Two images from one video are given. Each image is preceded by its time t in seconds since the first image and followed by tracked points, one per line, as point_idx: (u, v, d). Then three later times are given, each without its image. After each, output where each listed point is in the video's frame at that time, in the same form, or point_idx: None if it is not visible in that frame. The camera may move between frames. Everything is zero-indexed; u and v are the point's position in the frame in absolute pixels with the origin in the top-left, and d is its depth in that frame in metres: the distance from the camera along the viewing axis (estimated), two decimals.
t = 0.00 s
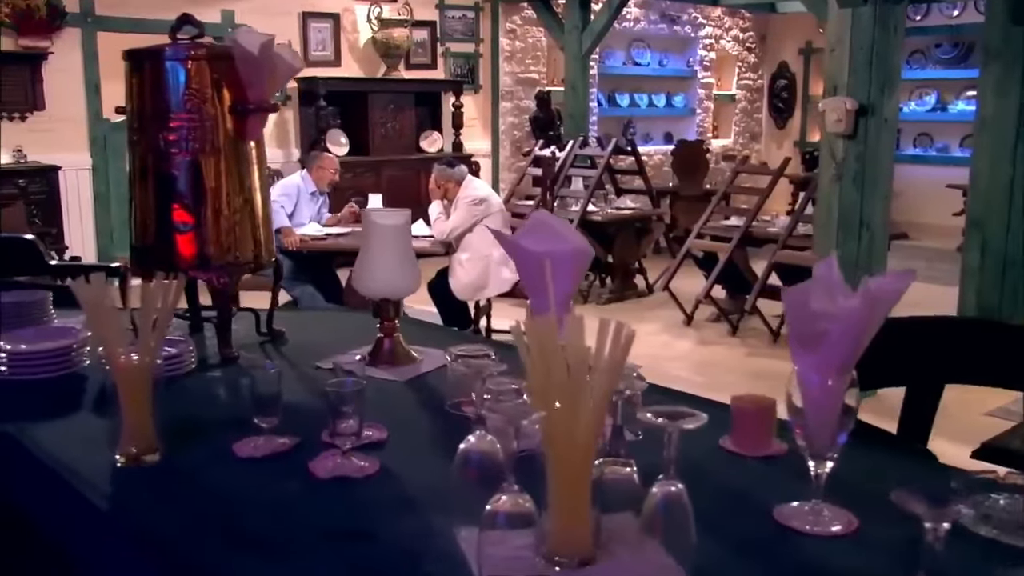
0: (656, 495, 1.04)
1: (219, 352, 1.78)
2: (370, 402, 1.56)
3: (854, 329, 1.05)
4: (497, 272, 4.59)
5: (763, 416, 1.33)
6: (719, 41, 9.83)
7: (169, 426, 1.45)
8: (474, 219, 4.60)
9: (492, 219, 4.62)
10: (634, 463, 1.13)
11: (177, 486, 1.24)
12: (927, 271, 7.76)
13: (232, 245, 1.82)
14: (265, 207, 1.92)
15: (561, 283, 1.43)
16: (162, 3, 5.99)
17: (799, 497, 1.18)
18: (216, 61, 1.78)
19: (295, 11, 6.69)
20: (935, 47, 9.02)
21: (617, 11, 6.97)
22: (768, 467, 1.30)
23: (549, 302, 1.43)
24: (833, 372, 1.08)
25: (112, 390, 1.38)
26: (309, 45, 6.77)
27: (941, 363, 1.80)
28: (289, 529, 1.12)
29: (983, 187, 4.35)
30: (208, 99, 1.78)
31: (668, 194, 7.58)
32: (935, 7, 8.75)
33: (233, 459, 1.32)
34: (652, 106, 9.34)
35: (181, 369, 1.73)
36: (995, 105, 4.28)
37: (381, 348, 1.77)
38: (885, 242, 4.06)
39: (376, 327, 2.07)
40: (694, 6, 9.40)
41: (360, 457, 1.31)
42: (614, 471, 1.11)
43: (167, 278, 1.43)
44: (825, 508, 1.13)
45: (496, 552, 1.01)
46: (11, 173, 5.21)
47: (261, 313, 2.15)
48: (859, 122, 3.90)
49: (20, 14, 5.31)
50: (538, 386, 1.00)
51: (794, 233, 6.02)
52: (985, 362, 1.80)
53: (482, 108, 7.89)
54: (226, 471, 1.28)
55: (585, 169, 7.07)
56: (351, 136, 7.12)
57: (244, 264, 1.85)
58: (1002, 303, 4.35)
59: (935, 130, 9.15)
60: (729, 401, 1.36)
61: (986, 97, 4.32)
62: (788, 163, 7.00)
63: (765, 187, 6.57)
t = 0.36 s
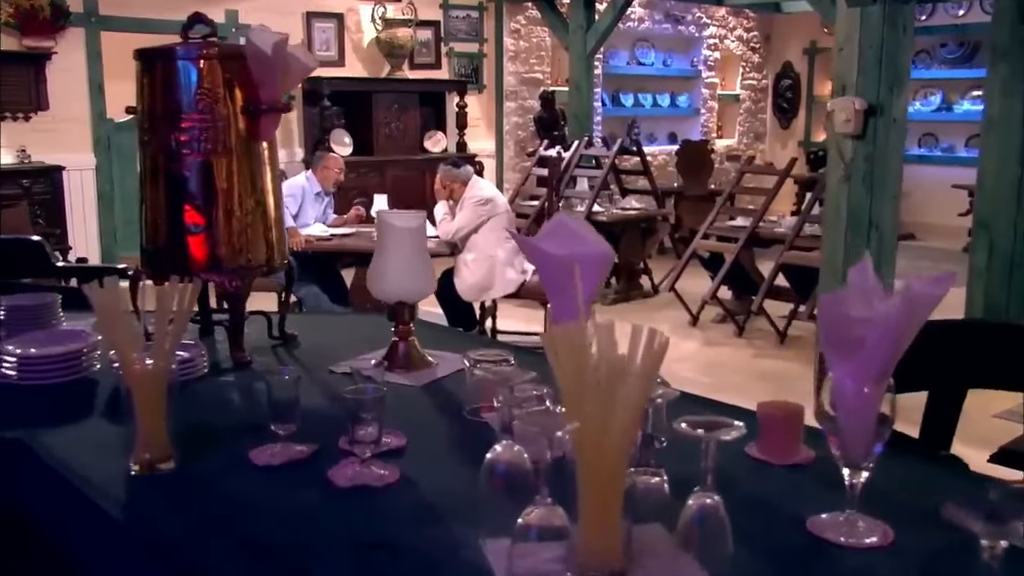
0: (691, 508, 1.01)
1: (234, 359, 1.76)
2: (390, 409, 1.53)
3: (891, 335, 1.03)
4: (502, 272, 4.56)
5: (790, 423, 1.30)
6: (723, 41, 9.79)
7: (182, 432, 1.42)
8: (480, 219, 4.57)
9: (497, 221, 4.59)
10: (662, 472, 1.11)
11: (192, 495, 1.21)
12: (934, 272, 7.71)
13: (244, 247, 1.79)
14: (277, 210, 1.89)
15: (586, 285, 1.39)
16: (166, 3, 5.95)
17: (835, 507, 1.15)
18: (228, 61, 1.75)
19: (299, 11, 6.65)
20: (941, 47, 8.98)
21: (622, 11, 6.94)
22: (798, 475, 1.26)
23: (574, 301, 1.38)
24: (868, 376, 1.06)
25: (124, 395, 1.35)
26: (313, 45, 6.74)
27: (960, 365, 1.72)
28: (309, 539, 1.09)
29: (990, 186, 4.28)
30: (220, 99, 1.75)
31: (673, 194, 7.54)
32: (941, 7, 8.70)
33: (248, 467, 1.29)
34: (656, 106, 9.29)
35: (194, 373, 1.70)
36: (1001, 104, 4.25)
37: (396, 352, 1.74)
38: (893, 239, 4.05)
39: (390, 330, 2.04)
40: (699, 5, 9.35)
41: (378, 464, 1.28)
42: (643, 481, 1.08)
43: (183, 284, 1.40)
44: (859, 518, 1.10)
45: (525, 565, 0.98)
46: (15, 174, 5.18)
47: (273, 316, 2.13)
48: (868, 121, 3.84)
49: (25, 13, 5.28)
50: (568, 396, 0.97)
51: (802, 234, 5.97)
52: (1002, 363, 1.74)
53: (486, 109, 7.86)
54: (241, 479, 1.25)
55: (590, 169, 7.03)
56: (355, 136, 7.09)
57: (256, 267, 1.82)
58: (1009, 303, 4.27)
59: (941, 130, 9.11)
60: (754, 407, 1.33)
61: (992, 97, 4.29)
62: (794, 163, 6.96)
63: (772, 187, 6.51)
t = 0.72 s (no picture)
0: (729, 520, 0.98)
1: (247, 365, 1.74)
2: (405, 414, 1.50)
3: (932, 344, 1.00)
4: (508, 272, 4.51)
5: (819, 430, 1.27)
6: (726, 40, 9.75)
7: (196, 439, 1.40)
8: (486, 219, 4.55)
9: (502, 221, 4.56)
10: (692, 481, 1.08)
11: (211, 504, 1.19)
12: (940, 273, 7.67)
13: (256, 250, 1.77)
14: (290, 212, 1.86)
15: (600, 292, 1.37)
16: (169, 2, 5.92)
17: (872, 519, 1.13)
18: (240, 60, 1.72)
19: (302, 10, 6.65)
20: (946, 46, 8.93)
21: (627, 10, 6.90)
22: (833, 486, 1.23)
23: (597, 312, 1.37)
24: (909, 386, 1.03)
25: (138, 402, 1.32)
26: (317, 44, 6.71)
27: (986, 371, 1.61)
28: (331, 553, 1.06)
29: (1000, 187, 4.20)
30: (233, 98, 1.72)
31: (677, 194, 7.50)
32: (946, 7, 8.66)
33: (266, 476, 1.26)
34: (659, 106, 9.25)
35: (207, 378, 1.67)
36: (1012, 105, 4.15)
37: (411, 357, 1.71)
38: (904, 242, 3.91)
39: (404, 333, 2.01)
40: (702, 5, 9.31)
41: (399, 473, 1.25)
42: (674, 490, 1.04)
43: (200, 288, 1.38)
44: (897, 530, 1.07)
45: None
46: (19, 174, 5.16)
47: (284, 317, 2.10)
48: (877, 122, 3.76)
49: (27, 13, 5.22)
50: (603, 408, 0.95)
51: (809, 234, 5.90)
52: None
53: (490, 108, 7.83)
54: (259, 488, 1.23)
55: (595, 169, 7.00)
56: (358, 136, 7.06)
57: (269, 269, 1.80)
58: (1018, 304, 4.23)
59: (946, 130, 9.07)
60: (782, 413, 1.30)
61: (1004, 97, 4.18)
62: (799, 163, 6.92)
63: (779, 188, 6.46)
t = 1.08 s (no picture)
0: (770, 535, 0.94)
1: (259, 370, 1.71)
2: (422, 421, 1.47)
3: (975, 351, 0.97)
4: (513, 273, 4.48)
5: (851, 438, 1.24)
6: (730, 40, 9.71)
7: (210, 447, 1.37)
8: (491, 219, 4.51)
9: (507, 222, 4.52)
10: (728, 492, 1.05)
11: (227, 515, 1.16)
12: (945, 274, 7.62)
13: (269, 253, 1.74)
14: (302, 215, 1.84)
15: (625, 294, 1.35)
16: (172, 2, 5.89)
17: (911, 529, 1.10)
18: (253, 60, 1.70)
19: (306, 10, 6.63)
20: (950, 46, 8.89)
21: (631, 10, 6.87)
22: (864, 496, 1.20)
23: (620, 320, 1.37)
24: (951, 394, 1.00)
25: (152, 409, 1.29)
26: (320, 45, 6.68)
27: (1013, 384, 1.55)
28: (352, 565, 1.03)
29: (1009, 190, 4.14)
30: (245, 98, 1.69)
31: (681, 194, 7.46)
32: (950, 6, 8.63)
33: (284, 485, 1.23)
34: (662, 106, 9.22)
35: (220, 382, 1.64)
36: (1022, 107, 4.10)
37: (427, 361, 1.69)
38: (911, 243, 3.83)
39: (420, 337, 1.98)
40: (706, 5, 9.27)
41: (419, 483, 1.22)
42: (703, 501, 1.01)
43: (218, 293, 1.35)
44: (937, 544, 1.03)
45: None
46: (22, 174, 5.12)
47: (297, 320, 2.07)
48: (885, 122, 3.71)
49: (30, 12, 5.19)
50: (637, 417, 0.92)
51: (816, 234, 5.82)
52: None
53: (493, 109, 7.80)
54: (277, 498, 1.20)
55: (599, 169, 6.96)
56: (361, 136, 7.03)
57: (282, 272, 1.77)
58: None
59: (950, 130, 9.03)
60: (811, 420, 1.27)
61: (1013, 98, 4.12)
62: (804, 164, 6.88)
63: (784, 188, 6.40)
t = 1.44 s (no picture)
0: (813, 548, 0.91)
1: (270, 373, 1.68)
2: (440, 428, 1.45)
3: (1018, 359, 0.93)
4: (518, 274, 4.41)
5: (884, 447, 1.21)
6: (734, 40, 9.67)
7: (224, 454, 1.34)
8: (496, 220, 4.48)
9: (513, 222, 4.51)
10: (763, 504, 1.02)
11: (246, 524, 1.13)
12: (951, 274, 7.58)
13: (283, 255, 1.71)
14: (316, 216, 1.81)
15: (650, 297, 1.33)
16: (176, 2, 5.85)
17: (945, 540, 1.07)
18: (267, 59, 1.67)
19: (309, 10, 6.60)
20: (955, 46, 8.85)
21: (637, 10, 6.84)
22: (897, 506, 1.17)
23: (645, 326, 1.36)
24: (993, 403, 0.97)
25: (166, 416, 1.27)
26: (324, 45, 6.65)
27: None
28: None
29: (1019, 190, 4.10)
30: (258, 98, 1.66)
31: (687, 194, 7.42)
32: (956, 6, 8.59)
33: (303, 494, 1.20)
34: (666, 106, 9.17)
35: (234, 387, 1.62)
36: None
37: (443, 365, 1.66)
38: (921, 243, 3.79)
39: (435, 341, 1.96)
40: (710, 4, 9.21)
41: (441, 492, 1.19)
42: (740, 512, 0.98)
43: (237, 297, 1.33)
44: (978, 557, 1.01)
45: None
46: (25, 174, 5.09)
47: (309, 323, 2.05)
48: (894, 122, 3.67)
49: (35, 12, 5.16)
50: (673, 428, 0.89)
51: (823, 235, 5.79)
52: None
53: (497, 109, 7.76)
54: (295, 508, 1.17)
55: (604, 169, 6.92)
56: (365, 136, 6.99)
57: (295, 274, 1.74)
58: None
59: (956, 129, 8.98)
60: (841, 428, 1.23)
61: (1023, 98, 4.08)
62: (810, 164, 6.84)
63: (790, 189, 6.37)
